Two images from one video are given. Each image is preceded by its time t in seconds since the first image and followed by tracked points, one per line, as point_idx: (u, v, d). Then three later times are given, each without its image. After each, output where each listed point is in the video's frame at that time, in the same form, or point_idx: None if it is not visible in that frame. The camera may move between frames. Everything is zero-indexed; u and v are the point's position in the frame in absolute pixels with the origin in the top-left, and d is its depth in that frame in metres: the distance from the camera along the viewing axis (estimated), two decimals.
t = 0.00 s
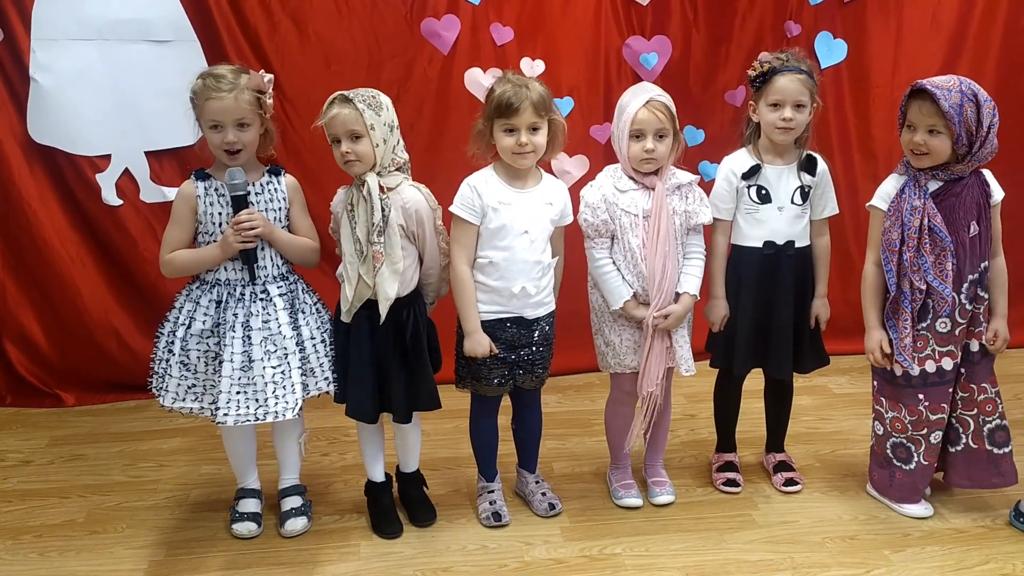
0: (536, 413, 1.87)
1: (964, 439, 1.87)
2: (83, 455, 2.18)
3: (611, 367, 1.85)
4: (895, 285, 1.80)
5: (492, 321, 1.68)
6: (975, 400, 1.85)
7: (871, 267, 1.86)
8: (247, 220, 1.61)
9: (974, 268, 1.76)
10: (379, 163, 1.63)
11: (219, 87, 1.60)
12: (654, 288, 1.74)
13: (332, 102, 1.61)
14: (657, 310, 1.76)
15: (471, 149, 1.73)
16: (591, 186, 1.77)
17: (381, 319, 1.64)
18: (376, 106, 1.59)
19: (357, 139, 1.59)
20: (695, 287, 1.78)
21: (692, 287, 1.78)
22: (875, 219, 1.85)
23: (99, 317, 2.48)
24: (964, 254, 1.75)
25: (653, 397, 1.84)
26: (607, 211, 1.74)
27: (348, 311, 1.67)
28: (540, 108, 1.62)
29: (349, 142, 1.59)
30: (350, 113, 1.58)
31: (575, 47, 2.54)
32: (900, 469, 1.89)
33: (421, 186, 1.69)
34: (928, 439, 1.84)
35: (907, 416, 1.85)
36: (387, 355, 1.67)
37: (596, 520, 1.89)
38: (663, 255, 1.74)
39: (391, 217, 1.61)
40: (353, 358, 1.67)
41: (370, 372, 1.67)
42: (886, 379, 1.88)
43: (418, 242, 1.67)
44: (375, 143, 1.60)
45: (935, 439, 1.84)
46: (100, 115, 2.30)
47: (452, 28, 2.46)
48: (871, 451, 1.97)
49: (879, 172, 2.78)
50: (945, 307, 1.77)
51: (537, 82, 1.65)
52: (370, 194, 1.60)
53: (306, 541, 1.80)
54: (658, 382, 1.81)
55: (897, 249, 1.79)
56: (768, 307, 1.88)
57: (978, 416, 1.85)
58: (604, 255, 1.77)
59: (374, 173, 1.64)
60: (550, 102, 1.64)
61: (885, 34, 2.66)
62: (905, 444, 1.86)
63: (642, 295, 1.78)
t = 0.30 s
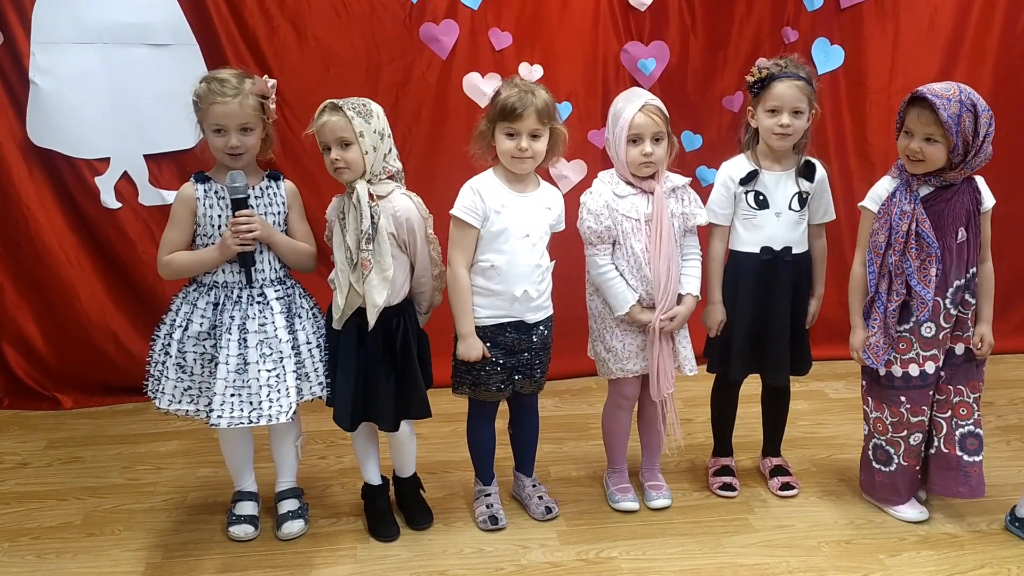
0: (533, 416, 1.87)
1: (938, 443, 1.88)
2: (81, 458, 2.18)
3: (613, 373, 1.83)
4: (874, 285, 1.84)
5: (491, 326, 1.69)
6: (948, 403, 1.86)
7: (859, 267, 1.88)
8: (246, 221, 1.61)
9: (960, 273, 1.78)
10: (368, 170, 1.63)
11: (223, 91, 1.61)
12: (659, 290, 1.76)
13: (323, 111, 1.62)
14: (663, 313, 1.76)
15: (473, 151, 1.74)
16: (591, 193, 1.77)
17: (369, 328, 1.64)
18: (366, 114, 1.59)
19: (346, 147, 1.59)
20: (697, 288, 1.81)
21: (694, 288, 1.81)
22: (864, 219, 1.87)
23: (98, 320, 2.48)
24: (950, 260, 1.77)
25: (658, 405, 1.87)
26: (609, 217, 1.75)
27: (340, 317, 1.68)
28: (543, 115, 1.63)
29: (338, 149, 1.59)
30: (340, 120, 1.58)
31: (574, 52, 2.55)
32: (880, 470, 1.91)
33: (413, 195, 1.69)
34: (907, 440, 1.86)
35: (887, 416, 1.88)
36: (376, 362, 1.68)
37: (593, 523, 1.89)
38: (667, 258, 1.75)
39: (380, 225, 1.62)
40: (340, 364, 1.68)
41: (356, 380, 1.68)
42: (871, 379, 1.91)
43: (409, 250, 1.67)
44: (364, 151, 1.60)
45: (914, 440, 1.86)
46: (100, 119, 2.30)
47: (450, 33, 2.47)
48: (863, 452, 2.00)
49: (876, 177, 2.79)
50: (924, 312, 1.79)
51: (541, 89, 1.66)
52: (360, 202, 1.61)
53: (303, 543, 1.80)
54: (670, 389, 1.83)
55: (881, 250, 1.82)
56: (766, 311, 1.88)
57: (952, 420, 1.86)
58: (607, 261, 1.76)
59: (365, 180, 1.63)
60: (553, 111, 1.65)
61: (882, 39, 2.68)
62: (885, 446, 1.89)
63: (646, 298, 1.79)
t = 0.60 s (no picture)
0: (532, 417, 1.87)
1: (942, 440, 1.88)
2: (79, 457, 2.18)
3: (607, 372, 1.85)
4: (874, 284, 1.84)
5: (492, 327, 1.69)
6: (952, 399, 1.87)
7: (860, 265, 1.88)
8: (247, 218, 1.61)
9: (958, 272, 1.79)
10: (364, 172, 1.63)
11: (225, 93, 1.61)
12: (652, 291, 1.75)
13: (317, 113, 1.62)
14: (655, 314, 1.76)
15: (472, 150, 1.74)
16: (587, 192, 1.77)
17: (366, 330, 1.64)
18: (360, 115, 1.59)
19: (341, 149, 1.60)
20: (692, 290, 1.80)
21: (689, 290, 1.80)
22: (863, 217, 1.87)
23: (96, 320, 2.48)
24: (949, 258, 1.77)
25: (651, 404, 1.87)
26: (603, 216, 1.75)
27: (337, 318, 1.68)
28: (542, 117, 1.63)
29: (333, 151, 1.59)
30: (334, 122, 1.58)
31: (573, 53, 2.55)
32: (879, 469, 1.92)
33: (408, 196, 1.69)
34: (906, 439, 1.86)
35: (887, 415, 1.88)
36: (374, 361, 1.68)
37: (591, 524, 1.89)
38: (660, 259, 1.75)
39: (375, 226, 1.61)
40: (337, 364, 1.68)
41: (355, 381, 1.67)
42: (870, 378, 1.91)
43: (405, 251, 1.67)
44: (359, 152, 1.61)
45: (913, 439, 1.86)
46: (100, 118, 2.30)
47: (450, 33, 2.47)
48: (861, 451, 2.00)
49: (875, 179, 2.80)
50: (923, 310, 1.79)
51: (542, 91, 1.66)
52: (355, 204, 1.60)
53: (302, 543, 1.80)
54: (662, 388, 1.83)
55: (882, 249, 1.82)
56: (766, 312, 1.88)
57: (955, 415, 1.87)
58: (601, 260, 1.77)
59: (360, 181, 1.64)
60: (552, 113, 1.65)
61: (882, 40, 2.68)
62: (883, 444, 1.89)
63: (639, 298, 1.78)
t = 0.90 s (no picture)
0: (532, 419, 1.87)
1: (948, 442, 1.89)
2: (79, 458, 2.18)
3: (605, 374, 1.85)
4: (881, 283, 1.83)
5: (492, 329, 1.69)
6: (953, 399, 1.88)
7: (863, 263, 1.88)
8: (245, 220, 1.62)
9: (957, 274, 1.79)
10: (361, 175, 1.63)
11: (224, 93, 1.61)
12: (647, 295, 1.76)
13: (314, 116, 1.62)
14: (650, 317, 1.77)
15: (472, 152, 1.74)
16: (585, 194, 1.78)
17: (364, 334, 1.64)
18: (357, 119, 1.60)
19: (338, 153, 1.59)
20: (689, 294, 1.79)
21: (686, 293, 1.79)
22: (866, 216, 1.86)
23: (97, 321, 2.48)
24: (948, 260, 1.78)
25: (645, 407, 1.84)
26: (601, 218, 1.75)
27: (337, 322, 1.68)
28: (542, 123, 1.63)
29: (331, 156, 1.59)
30: (332, 126, 1.58)
31: (574, 55, 2.55)
32: (872, 468, 1.91)
33: (405, 199, 1.68)
34: (900, 438, 1.87)
35: (883, 414, 1.89)
36: (373, 363, 1.68)
37: (592, 527, 1.89)
38: (656, 263, 1.74)
39: (372, 231, 1.62)
40: (337, 366, 1.68)
41: (354, 384, 1.68)
42: (869, 376, 1.92)
43: (404, 253, 1.67)
44: (357, 156, 1.60)
45: (907, 438, 1.87)
46: (101, 120, 2.31)
47: (451, 36, 2.47)
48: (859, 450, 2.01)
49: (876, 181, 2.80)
50: (923, 310, 1.79)
51: (542, 95, 1.65)
52: (353, 208, 1.60)
53: (302, 545, 1.80)
54: (650, 391, 1.82)
55: (886, 249, 1.81)
56: (767, 314, 1.88)
57: (956, 414, 1.89)
58: (599, 262, 1.77)
59: (358, 185, 1.64)
60: (552, 117, 1.65)
61: (883, 42, 2.68)
62: (878, 444, 1.89)
63: (635, 301, 1.79)
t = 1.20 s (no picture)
0: (532, 423, 1.87)
1: (949, 441, 1.89)
2: (79, 462, 2.17)
3: (612, 380, 1.83)
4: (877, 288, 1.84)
5: (493, 333, 1.68)
6: (954, 398, 1.88)
7: (860, 266, 1.89)
8: (241, 220, 1.62)
9: (956, 277, 1.78)
10: (359, 179, 1.62)
11: (220, 91, 1.61)
12: (659, 297, 1.75)
13: (309, 121, 1.61)
14: (664, 319, 1.76)
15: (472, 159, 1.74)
16: (591, 199, 1.76)
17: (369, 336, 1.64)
18: (353, 122, 1.59)
19: (336, 157, 1.59)
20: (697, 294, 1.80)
21: (694, 293, 1.80)
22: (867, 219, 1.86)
23: (97, 324, 2.48)
24: (947, 263, 1.77)
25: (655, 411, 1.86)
26: (609, 223, 1.74)
27: (341, 326, 1.67)
28: (541, 125, 1.63)
29: (328, 160, 1.59)
30: (327, 130, 1.58)
31: (574, 57, 2.55)
32: (866, 464, 1.92)
33: (405, 200, 1.68)
34: (893, 435, 1.87)
35: (877, 410, 1.89)
36: (373, 367, 1.68)
37: (593, 530, 1.88)
38: (666, 264, 1.75)
39: (374, 234, 1.61)
40: (341, 369, 1.68)
41: (356, 388, 1.67)
42: (864, 374, 1.92)
43: (405, 254, 1.67)
44: (354, 160, 1.60)
45: (900, 436, 1.87)
46: (101, 123, 2.30)
47: (452, 38, 2.47)
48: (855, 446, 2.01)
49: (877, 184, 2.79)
50: (921, 313, 1.80)
51: (540, 97, 1.65)
52: (352, 212, 1.60)
53: (302, 549, 1.79)
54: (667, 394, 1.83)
55: (885, 252, 1.82)
56: (767, 318, 1.88)
57: (956, 412, 1.89)
58: (607, 267, 1.75)
59: (356, 189, 1.63)
60: (550, 118, 1.64)
61: (884, 44, 2.68)
62: (871, 438, 1.90)
63: (646, 305, 1.79)
